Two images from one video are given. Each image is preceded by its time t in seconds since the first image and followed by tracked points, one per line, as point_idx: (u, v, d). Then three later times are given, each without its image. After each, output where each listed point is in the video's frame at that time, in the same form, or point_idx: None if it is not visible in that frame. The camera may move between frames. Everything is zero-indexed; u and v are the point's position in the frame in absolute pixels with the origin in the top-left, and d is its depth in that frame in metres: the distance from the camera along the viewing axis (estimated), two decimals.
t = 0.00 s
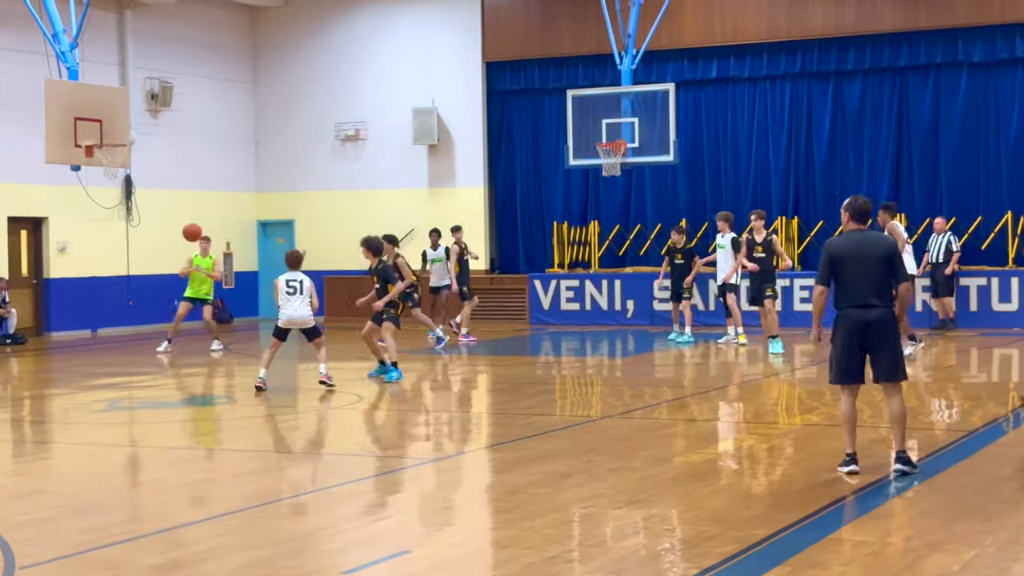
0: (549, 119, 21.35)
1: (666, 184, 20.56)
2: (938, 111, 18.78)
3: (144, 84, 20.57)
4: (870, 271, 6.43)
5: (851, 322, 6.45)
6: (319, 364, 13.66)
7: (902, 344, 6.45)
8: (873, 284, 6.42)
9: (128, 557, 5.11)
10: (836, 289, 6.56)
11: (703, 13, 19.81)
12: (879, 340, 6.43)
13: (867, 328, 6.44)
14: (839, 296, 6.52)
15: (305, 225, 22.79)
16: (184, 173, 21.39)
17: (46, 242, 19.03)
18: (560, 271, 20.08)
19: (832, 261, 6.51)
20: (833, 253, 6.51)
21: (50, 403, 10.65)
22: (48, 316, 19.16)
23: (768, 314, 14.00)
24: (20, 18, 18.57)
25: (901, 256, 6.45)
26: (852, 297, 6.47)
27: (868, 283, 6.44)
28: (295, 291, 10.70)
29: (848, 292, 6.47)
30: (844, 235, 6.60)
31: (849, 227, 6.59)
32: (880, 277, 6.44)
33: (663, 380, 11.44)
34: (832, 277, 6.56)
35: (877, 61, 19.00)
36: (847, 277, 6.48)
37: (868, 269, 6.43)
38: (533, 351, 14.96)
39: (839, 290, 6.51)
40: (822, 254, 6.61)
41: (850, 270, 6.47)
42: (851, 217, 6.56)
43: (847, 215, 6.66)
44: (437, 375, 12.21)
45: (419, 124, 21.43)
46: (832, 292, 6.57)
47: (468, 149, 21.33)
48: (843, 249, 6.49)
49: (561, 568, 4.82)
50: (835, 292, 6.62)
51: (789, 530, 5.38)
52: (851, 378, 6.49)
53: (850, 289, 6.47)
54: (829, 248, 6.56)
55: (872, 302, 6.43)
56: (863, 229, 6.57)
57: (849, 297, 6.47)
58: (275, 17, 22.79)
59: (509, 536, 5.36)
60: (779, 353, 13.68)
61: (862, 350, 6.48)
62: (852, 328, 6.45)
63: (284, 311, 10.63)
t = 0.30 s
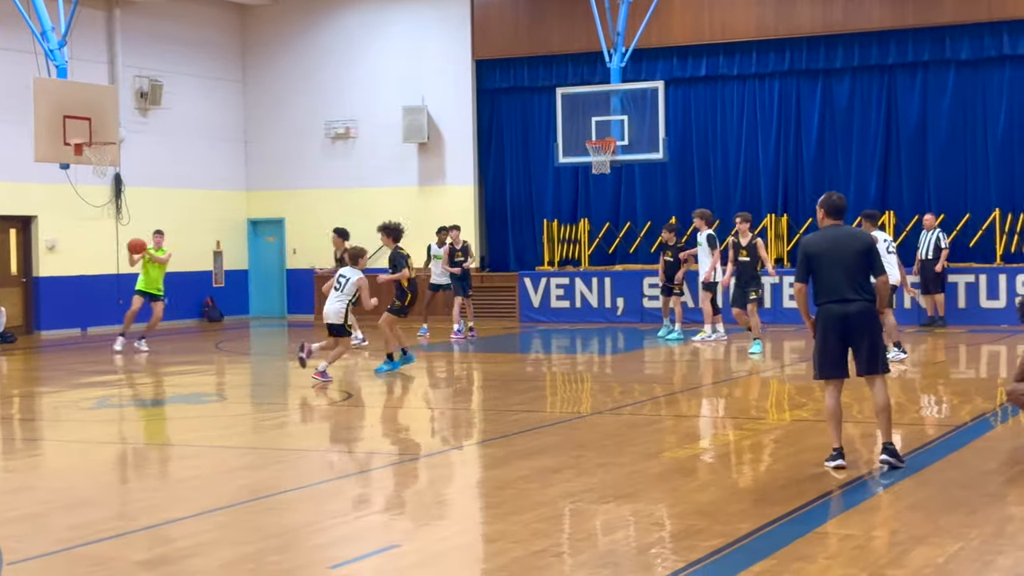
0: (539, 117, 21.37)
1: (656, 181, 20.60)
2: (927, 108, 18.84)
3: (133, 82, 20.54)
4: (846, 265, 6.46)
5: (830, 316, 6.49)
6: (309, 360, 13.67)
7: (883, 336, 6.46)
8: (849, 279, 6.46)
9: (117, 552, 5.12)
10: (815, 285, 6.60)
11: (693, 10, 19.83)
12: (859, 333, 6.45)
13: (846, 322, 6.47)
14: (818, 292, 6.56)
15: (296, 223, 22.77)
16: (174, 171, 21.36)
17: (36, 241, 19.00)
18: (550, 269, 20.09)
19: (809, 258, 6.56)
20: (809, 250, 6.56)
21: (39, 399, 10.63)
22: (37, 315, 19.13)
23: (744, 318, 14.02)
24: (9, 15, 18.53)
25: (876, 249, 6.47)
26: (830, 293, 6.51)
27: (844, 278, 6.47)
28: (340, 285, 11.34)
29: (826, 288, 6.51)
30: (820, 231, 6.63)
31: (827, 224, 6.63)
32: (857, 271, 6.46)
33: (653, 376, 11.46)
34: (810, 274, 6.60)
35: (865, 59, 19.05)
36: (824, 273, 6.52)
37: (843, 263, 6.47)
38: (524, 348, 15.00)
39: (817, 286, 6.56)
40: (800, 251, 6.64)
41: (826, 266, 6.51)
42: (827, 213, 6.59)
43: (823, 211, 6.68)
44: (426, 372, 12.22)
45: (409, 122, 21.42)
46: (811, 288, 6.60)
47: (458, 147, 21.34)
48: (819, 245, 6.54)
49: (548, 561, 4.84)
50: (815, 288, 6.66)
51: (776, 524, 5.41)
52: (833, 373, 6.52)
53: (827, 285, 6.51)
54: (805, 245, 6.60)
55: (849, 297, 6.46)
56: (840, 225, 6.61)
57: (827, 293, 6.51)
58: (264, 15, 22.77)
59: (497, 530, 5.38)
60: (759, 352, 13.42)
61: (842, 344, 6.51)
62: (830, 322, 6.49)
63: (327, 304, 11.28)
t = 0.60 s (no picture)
0: (543, 120, 21.38)
1: (660, 184, 20.60)
2: (931, 112, 18.83)
3: (138, 86, 20.59)
4: (847, 269, 6.46)
5: (832, 320, 6.48)
6: (313, 364, 13.67)
7: (885, 340, 6.44)
8: (851, 283, 6.45)
9: (121, 554, 5.13)
10: (818, 289, 6.60)
11: (697, 13, 19.83)
12: (861, 337, 6.44)
13: (847, 325, 6.46)
14: (820, 296, 6.56)
15: (300, 226, 22.80)
16: (178, 175, 21.39)
17: (41, 244, 19.03)
18: (554, 273, 20.09)
19: (811, 261, 6.56)
20: (812, 254, 6.57)
21: (43, 402, 10.64)
22: (42, 318, 19.17)
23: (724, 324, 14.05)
24: (14, 19, 18.59)
25: (879, 252, 6.46)
26: (832, 296, 6.50)
27: (846, 281, 6.47)
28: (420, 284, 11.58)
29: (827, 292, 6.51)
30: (823, 235, 6.64)
31: (830, 227, 6.64)
32: (858, 275, 6.46)
33: (657, 380, 11.45)
34: (813, 278, 6.60)
35: (869, 62, 19.04)
36: (826, 276, 6.52)
37: (845, 266, 6.47)
38: (528, 351, 15.00)
39: (819, 290, 6.56)
40: (803, 255, 6.65)
41: (827, 269, 6.52)
42: (829, 216, 6.60)
43: (827, 214, 6.69)
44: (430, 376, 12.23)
45: (413, 125, 21.45)
46: (814, 292, 6.61)
47: (462, 150, 21.35)
48: (820, 249, 6.55)
49: (552, 564, 4.84)
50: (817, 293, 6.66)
51: (781, 527, 5.41)
52: (834, 376, 6.51)
53: (829, 289, 6.51)
54: (808, 249, 6.61)
55: (851, 300, 6.45)
56: (843, 228, 6.61)
57: (829, 297, 6.51)
58: (268, 18, 22.80)
59: (502, 533, 5.38)
60: (763, 355, 13.55)
61: (844, 348, 6.50)
62: (832, 326, 6.48)
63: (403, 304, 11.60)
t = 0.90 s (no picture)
0: (562, 126, 21.39)
1: (678, 190, 20.57)
2: (951, 118, 18.74)
3: (158, 92, 20.70)
4: (868, 274, 6.42)
5: (852, 325, 6.45)
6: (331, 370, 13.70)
7: (906, 345, 6.41)
8: (872, 288, 6.42)
9: (141, 558, 5.15)
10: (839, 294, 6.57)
11: (715, 18, 19.79)
12: (881, 341, 6.41)
13: (868, 330, 6.43)
14: (841, 301, 6.53)
15: (319, 231, 22.87)
16: (197, 181, 21.49)
17: (61, 250, 19.14)
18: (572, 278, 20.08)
19: (833, 266, 6.54)
20: (833, 258, 6.54)
21: (64, 407, 10.70)
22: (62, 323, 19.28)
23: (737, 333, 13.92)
24: (36, 27, 18.73)
25: (901, 257, 6.42)
26: (853, 301, 6.47)
27: (866, 286, 6.43)
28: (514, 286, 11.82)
29: (848, 296, 6.48)
30: (845, 239, 6.60)
31: (852, 232, 6.62)
32: (879, 280, 6.42)
33: (675, 385, 11.42)
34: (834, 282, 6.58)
35: (889, 67, 18.96)
36: (847, 281, 6.49)
37: (866, 271, 6.43)
38: (546, 357, 15.00)
39: (841, 294, 6.53)
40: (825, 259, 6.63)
41: (849, 274, 6.49)
42: (851, 221, 6.58)
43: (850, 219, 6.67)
44: (448, 381, 12.24)
45: (432, 131, 21.49)
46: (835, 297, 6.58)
47: (480, 156, 21.37)
48: (842, 254, 6.52)
49: (571, 569, 4.83)
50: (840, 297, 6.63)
51: (800, 532, 5.38)
52: (855, 381, 6.48)
53: (850, 293, 6.48)
54: (829, 253, 6.59)
55: (872, 305, 6.41)
56: (865, 233, 6.57)
57: (850, 302, 6.48)
58: (288, 24, 22.89)
59: (520, 538, 5.37)
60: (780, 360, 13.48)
61: (865, 353, 6.47)
62: (852, 331, 6.45)
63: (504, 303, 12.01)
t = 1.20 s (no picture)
0: (583, 130, 21.38)
1: (700, 194, 20.52)
2: (975, 122, 18.62)
3: (182, 98, 20.80)
4: (894, 278, 6.38)
5: (880, 329, 6.42)
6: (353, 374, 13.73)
7: (933, 348, 6.36)
8: (899, 292, 6.38)
9: (165, 562, 5.16)
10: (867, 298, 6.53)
11: (737, 22, 19.73)
12: (908, 346, 6.37)
13: (896, 335, 6.39)
14: (868, 305, 6.49)
15: (341, 237, 22.94)
16: (221, 187, 21.59)
17: (85, 255, 19.26)
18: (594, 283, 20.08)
19: (859, 271, 6.49)
20: (859, 263, 6.49)
21: (88, 411, 10.75)
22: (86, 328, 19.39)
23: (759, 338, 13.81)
24: (61, 33, 18.88)
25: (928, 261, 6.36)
26: (880, 306, 6.43)
27: (893, 290, 6.39)
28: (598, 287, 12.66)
29: (875, 301, 6.44)
30: (872, 243, 6.55)
31: (878, 236, 6.56)
32: (906, 284, 6.37)
33: (698, 390, 11.39)
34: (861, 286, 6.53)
35: (912, 71, 18.85)
36: (874, 285, 6.44)
37: (892, 276, 6.39)
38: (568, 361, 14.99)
39: (868, 299, 6.49)
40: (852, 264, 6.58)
41: (876, 278, 6.43)
42: (879, 226, 6.52)
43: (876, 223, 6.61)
44: (470, 386, 12.24)
45: (454, 136, 21.53)
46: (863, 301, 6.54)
47: (502, 161, 21.39)
48: (868, 259, 6.46)
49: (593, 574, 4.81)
50: (866, 301, 6.59)
51: (823, 537, 5.34)
52: (883, 386, 6.44)
53: (877, 298, 6.44)
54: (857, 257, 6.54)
55: (899, 309, 6.38)
56: (892, 237, 6.52)
57: (877, 306, 6.44)
58: (310, 30, 22.97)
59: (543, 542, 5.35)
60: (801, 365, 13.44)
61: (893, 358, 6.43)
62: (880, 335, 6.42)
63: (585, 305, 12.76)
